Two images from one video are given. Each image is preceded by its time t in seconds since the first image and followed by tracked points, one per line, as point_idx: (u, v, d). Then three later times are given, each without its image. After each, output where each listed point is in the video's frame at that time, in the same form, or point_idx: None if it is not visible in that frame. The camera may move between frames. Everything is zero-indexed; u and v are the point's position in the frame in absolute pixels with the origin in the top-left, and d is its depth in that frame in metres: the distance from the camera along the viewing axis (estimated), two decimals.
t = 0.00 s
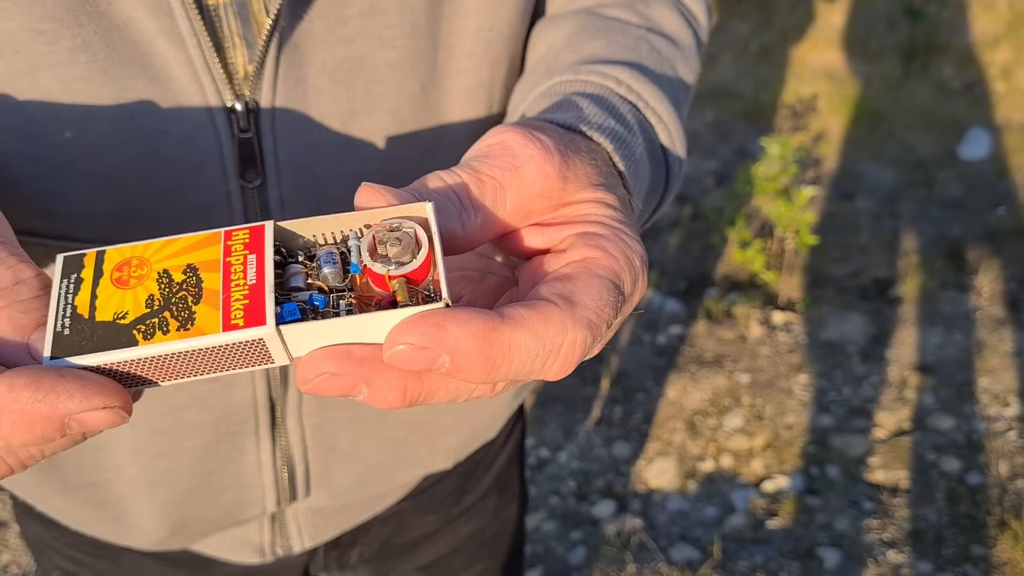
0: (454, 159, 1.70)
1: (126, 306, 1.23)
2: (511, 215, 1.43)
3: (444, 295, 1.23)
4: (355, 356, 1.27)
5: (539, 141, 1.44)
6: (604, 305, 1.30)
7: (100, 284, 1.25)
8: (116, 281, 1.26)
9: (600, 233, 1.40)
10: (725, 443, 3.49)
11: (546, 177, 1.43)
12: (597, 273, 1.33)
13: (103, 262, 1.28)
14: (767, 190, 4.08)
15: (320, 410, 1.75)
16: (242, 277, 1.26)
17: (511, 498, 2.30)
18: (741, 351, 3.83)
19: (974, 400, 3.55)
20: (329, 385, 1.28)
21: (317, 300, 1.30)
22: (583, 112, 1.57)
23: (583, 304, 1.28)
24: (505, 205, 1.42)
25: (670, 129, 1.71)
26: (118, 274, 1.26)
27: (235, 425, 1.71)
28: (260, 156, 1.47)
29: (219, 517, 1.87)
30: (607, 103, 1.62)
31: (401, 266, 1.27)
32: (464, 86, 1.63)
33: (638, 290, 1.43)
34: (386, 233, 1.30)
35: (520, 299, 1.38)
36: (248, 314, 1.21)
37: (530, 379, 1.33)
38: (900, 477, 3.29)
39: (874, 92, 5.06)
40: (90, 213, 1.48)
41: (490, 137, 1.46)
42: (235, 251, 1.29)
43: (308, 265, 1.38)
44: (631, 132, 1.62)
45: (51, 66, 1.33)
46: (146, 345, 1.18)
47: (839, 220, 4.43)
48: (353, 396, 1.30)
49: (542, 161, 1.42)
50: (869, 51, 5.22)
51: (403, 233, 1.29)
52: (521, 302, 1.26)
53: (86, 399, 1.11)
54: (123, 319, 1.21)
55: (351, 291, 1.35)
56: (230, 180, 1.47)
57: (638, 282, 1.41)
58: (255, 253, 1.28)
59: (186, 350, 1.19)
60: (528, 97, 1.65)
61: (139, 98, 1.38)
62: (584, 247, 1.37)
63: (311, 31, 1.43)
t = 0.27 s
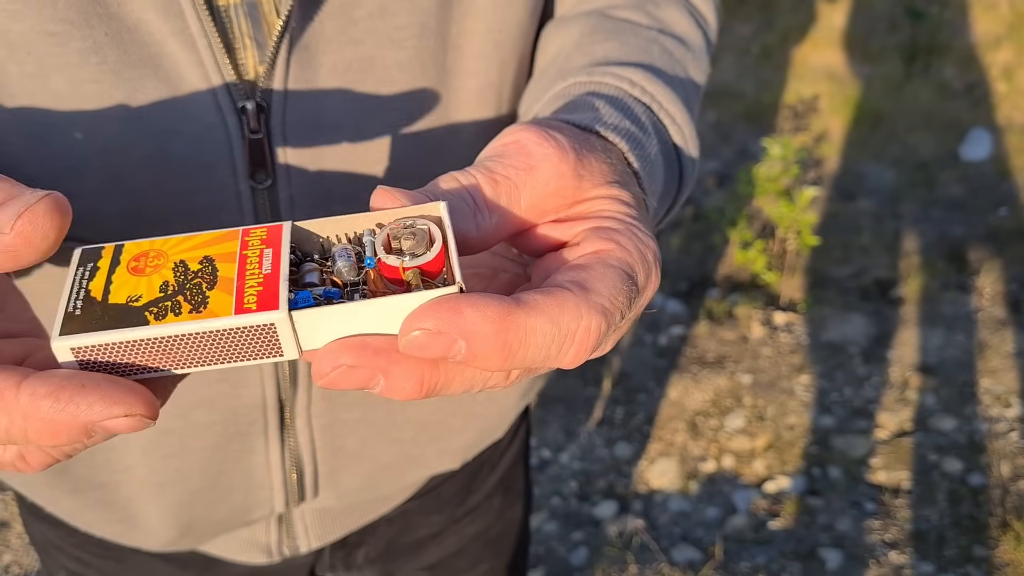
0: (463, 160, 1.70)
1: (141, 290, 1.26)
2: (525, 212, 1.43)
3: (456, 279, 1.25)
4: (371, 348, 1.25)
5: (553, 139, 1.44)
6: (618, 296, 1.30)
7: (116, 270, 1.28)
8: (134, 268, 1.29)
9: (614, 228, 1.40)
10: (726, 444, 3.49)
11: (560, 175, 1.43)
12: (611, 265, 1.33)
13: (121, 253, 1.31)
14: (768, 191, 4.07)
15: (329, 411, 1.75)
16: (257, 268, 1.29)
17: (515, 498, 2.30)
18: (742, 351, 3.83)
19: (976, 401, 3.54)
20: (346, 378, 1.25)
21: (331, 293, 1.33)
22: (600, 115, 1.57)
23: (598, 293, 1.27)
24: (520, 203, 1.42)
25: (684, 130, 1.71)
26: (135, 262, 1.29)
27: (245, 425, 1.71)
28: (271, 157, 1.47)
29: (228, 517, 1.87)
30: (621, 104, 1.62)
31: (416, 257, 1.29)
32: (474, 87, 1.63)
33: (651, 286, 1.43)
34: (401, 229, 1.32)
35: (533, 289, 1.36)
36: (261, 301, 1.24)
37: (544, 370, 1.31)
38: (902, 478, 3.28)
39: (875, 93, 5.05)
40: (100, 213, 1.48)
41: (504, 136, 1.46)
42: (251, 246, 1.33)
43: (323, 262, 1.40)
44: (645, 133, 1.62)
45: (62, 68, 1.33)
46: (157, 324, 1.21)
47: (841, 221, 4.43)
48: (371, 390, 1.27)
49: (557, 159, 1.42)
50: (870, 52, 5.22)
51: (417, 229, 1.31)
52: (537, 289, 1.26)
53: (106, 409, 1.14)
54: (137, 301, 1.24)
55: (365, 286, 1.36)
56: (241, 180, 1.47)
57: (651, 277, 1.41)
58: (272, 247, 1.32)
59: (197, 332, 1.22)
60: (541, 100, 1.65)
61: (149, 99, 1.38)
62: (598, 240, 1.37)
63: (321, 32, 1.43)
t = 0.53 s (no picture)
0: (471, 160, 1.68)
1: (156, 343, 1.28)
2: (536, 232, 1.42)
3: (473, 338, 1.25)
4: (386, 405, 1.32)
5: (560, 156, 1.43)
6: (630, 326, 1.29)
7: (132, 318, 1.30)
8: (149, 316, 1.31)
9: (624, 245, 1.39)
10: (729, 445, 3.47)
11: (569, 193, 1.42)
12: (621, 288, 1.32)
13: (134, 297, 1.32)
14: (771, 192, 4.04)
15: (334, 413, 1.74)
16: (272, 319, 1.31)
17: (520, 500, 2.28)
18: (745, 352, 3.81)
19: (979, 402, 3.53)
20: (363, 431, 1.34)
21: (346, 340, 1.34)
22: (605, 117, 1.56)
23: (610, 326, 1.27)
24: (530, 223, 1.41)
25: (692, 131, 1.69)
26: (150, 309, 1.31)
27: (250, 427, 1.69)
28: (277, 158, 1.46)
29: (234, 518, 1.85)
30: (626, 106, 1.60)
31: (431, 306, 1.29)
32: (482, 87, 1.61)
33: (665, 303, 1.42)
34: (415, 271, 1.31)
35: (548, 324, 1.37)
36: (276, 359, 1.26)
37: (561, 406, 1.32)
38: (905, 480, 3.26)
39: (877, 93, 5.03)
40: (106, 215, 1.46)
41: (510, 154, 1.45)
42: (264, 290, 1.35)
43: (338, 300, 1.42)
44: (651, 134, 1.60)
45: (68, 67, 1.31)
46: (175, 384, 1.23)
47: (843, 222, 4.41)
48: (388, 439, 1.36)
49: (565, 177, 1.42)
50: (873, 53, 5.18)
51: (433, 272, 1.30)
52: (548, 331, 1.25)
53: (130, 445, 1.18)
54: (153, 355, 1.27)
55: (380, 330, 1.38)
56: (248, 181, 1.46)
57: (664, 296, 1.40)
58: (285, 293, 1.33)
59: (214, 390, 1.25)
60: (546, 104, 1.63)
61: (156, 100, 1.37)
62: (608, 262, 1.36)
63: (329, 32, 1.41)
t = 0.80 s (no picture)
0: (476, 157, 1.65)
1: (155, 339, 1.27)
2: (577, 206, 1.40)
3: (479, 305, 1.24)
4: (404, 381, 1.29)
5: (615, 132, 1.42)
6: (644, 311, 1.26)
7: (126, 315, 1.28)
8: (143, 311, 1.29)
9: (654, 235, 1.38)
10: (730, 445, 3.44)
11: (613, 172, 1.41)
12: (641, 275, 1.30)
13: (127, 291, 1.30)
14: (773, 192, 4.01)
15: (336, 413, 1.71)
16: (270, 304, 1.29)
17: (522, 501, 2.26)
18: (746, 352, 3.79)
19: (981, 403, 3.50)
20: (377, 407, 1.31)
21: (348, 318, 1.33)
22: (633, 109, 1.54)
23: (627, 309, 1.24)
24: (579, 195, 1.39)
25: (709, 126, 1.67)
26: (143, 303, 1.29)
27: (251, 428, 1.67)
28: (280, 156, 1.44)
29: (234, 520, 1.83)
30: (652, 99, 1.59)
31: (433, 276, 1.30)
32: (487, 84, 1.58)
33: (685, 299, 1.40)
34: (413, 241, 1.32)
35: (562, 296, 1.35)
36: (278, 348, 1.24)
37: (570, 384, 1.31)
38: (907, 481, 3.24)
39: (879, 93, 5.00)
40: (104, 213, 1.44)
41: (565, 119, 1.42)
42: (259, 273, 1.32)
43: (337, 276, 1.42)
44: (672, 128, 1.59)
45: (66, 62, 1.29)
46: (179, 383, 1.22)
47: (844, 222, 4.39)
48: (401, 418, 1.32)
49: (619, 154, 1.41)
50: (874, 52, 5.14)
51: (433, 240, 1.32)
52: (559, 304, 1.23)
53: (142, 448, 1.17)
54: (153, 353, 1.26)
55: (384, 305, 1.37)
56: (249, 179, 1.44)
57: (684, 292, 1.38)
58: (281, 275, 1.30)
59: (219, 385, 1.24)
60: (560, 98, 1.60)
61: (156, 96, 1.35)
62: (632, 249, 1.35)
63: (332, 28, 1.39)
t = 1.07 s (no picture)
0: (481, 157, 1.65)
1: (173, 337, 1.26)
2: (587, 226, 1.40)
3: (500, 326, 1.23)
4: (418, 393, 1.29)
5: (619, 149, 1.42)
6: (654, 325, 1.27)
7: (144, 313, 1.28)
8: (162, 309, 1.28)
9: (662, 246, 1.39)
10: (731, 445, 3.44)
11: (620, 188, 1.41)
12: (652, 289, 1.31)
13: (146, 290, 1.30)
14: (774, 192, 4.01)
15: (338, 413, 1.71)
16: (290, 308, 1.28)
17: (523, 501, 2.26)
18: (747, 353, 3.78)
19: (982, 404, 3.50)
20: (391, 418, 1.32)
21: (367, 328, 1.33)
22: (639, 117, 1.53)
23: (638, 324, 1.25)
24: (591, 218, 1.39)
25: (715, 130, 1.66)
26: (163, 302, 1.29)
27: (253, 428, 1.67)
28: (284, 157, 1.43)
29: (236, 520, 1.83)
30: (655, 105, 1.58)
31: (455, 292, 1.30)
32: (491, 83, 1.58)
33: (695, 308, 1.41)
34: (437, 256, 1.33)
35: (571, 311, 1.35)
36: (297, 351, 1.24)
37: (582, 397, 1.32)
38: (908, 481, 3.23)
39: (880, 93, 5.00)
40: (108, 212, 1.44)
41: (570, 141, 1.42)
42: (281, 278, 1.32)
43: (356, 287, 1.41)
44: (677, 132, 1.58)
45: (69, 62, 1.29)
46: (194, 381, 1.22)
47: (845, 222, 4.39)
48: (414, 427, 1.35)
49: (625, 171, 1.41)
50: (875, 53, 5.14)
51: (456, 257, 1.33)
52: (571, 322, 1.23)
53: (152, 441, 1.15)
54: (169, 350, 1.25)
55: (401, 317, 1.37)
56: (253, 179, 1.43)
57: (694, 301, 1.39)
58: (303, 281, 1.31)
59: (234, 385, 1.23)
60: (566, 100, 1.60)
61: (160, 95, 1.34)
62: (642, 261, 1.35)
63: (336, 28, 1.38)
